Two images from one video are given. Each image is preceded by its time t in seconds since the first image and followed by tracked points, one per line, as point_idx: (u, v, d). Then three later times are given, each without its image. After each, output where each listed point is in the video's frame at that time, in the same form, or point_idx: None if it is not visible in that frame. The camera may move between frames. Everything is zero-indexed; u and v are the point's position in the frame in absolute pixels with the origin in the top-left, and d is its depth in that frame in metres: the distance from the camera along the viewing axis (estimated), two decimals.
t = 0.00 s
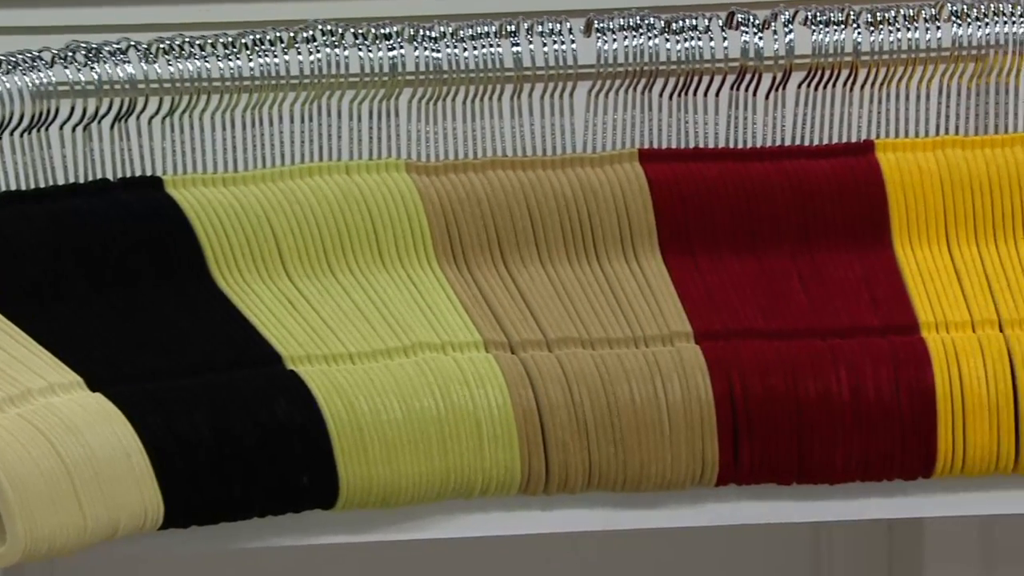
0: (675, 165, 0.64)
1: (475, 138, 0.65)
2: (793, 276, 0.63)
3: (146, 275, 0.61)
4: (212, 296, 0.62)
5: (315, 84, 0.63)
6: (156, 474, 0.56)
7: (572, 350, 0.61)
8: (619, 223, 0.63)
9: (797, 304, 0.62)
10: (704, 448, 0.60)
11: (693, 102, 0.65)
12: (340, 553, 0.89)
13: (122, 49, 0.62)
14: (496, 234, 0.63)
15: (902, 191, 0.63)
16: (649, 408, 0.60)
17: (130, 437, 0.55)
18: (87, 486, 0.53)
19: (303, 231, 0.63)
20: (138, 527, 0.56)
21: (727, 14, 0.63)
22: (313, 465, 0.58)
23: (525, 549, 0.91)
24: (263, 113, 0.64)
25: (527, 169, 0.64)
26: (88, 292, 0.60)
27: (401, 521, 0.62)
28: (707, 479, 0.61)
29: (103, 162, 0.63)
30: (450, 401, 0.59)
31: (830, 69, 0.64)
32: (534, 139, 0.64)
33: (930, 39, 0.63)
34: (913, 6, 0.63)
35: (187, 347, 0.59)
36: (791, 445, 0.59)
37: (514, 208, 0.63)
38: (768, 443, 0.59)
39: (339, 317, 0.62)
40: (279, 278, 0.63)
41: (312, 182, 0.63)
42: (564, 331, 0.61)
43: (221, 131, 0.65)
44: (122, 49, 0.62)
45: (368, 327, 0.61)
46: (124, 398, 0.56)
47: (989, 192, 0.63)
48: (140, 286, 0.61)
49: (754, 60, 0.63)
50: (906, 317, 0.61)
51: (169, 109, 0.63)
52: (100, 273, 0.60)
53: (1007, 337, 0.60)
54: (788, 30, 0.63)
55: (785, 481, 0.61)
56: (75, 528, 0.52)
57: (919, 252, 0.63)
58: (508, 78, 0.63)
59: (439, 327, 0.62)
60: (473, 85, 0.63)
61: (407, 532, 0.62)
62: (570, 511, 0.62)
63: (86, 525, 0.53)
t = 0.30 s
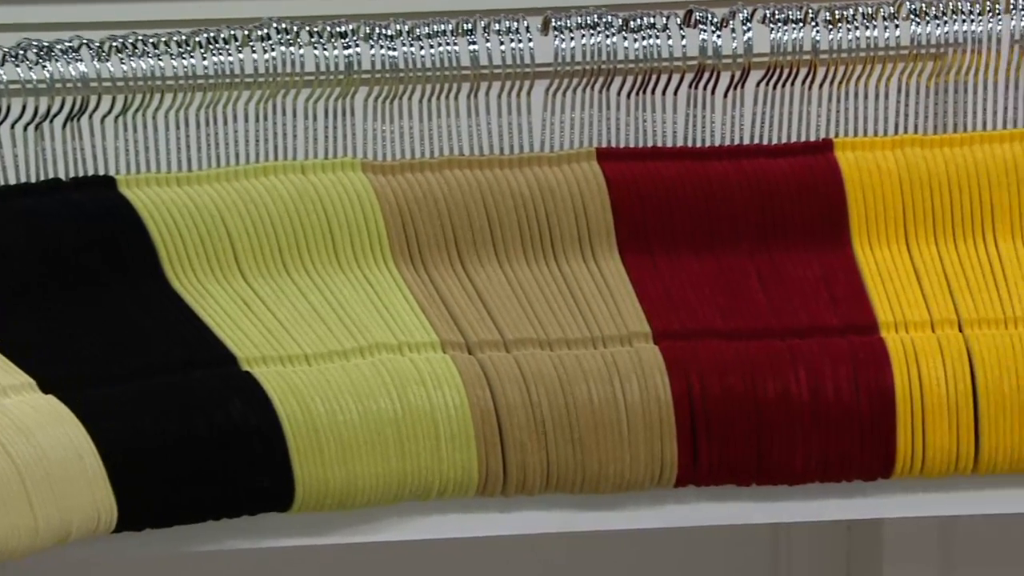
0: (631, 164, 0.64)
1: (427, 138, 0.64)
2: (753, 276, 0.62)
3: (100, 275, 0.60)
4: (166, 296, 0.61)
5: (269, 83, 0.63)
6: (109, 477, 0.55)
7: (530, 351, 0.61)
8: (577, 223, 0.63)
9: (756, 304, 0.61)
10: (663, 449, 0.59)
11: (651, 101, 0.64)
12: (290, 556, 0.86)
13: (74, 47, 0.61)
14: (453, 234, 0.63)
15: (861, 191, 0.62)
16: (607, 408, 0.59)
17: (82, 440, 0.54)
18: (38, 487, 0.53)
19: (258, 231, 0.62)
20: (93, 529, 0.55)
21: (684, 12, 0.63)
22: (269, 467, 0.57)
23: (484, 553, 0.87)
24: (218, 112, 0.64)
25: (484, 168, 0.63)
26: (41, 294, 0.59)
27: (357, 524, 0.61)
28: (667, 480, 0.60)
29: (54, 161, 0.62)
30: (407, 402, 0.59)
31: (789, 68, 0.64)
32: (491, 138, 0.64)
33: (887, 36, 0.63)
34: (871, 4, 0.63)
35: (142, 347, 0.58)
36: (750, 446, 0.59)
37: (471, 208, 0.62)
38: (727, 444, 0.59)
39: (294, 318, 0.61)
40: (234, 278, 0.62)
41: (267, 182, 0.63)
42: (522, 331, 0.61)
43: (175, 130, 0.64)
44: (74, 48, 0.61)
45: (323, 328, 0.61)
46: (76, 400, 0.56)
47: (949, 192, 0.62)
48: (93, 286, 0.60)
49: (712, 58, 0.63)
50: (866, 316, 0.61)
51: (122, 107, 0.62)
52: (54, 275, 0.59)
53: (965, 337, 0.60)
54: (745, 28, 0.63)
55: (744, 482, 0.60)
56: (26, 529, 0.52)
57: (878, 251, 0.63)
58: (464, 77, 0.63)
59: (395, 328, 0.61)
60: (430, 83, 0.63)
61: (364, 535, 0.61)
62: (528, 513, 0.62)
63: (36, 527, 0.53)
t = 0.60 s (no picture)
0: (586, 164, 0.63)
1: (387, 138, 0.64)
2: (710, 277, 0.62)
3: (50, 279, 0.60)
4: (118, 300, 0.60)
5: (223, 83, 0.62)
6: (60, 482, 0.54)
7: (486, 354, 0.60)
8: (534, 225, 0.62)
9: (713, 307, 0.61)
10: (620, 453, 0.59)
11: (608, 102, 0.64)
12: (251, 560, 0.85)
13: (25, 47, 0.61)
14: (410, 236, 0.62)
15: (818, 191, 0.62)
16: (565, 411, 0.59)
17: (33, 443, 0.54)
18: None
19: (212, 233, 0.61)
20: (45, 534, 0.55)
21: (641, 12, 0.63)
22: (223, 472, 0.57)
23: (450, 558, 0.87)
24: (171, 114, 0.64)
25: (440, 170, 0.63)
26: None
27: (313, 529, 0.61)
28: (625, 483, 0.60)
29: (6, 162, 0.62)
30: (362, 406, 0.58)
31: (746, 69, 0.64)
32: (446, 139, 0.63)
33: (844, 37, 0.63)
34: (828, 5, 0.63)
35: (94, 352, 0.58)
36: (709, 449, 0.59)
37: (427, 210, 0.62)
38: (685, 447, 0.59)
39: (248, 321, 0.61)
40: (187, 281, 0.61)
41: (221, 183, 0.62)
42: (478, 334, 0.60)
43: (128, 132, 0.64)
44: (24, 48, 0.61)
45: (278, 331, 0.60)
46: (27, 403, 0.56)
47: (907, 193, 0.62)
48: (44, 290, 0.60)
49: (669, 59, 0.63)
50: (824, 318, 0.60)
51: (73, 108, 0.62)
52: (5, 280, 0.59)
53: (923, 339, 0.60)
54: (702, 29, 0.63)
55: (702, 485, 0.60)
56: None
57: (836, 253, 0.62)
58: (420, 77, 0.63)
59: (351, 331, 0.60)
60: (385, 84, 0.63)
61: (321, 540, 0.61)
62: (485, 517, 0.61)
63: None
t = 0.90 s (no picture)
0: (546, 166, 0.62)
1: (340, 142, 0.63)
2: (671, 281, 0.62)
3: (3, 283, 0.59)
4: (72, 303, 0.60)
5: (179, 85, 0.62)
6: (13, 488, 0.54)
7: (445, 358, 0.60)
8: (494, 227, 0.62)
9: (673, 310, 0.60)
10: (580, 457, 0.59)
11: (567, 104, 0.64)
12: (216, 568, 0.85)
13: None
14: (369, 239, 0.62)
15: (779, 193, 0.62)
16: (523, 416, 0.58)
17: None
18: None
19: (168, 236, 0.61)
20: None
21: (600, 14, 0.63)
22: (178, 478, 0.56)
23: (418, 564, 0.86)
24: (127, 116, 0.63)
25: (398, 172, 0.62)
26: None
27: (270, 535, 0.60)
28: (586, 488, 0.59)
29: None
30: (319, 411, 0.58)
31: (706, 70, 0.64)
32: (404, 141, 0.63)
33: (806, 38, 0.63)
34: (788, 5, 0.63)
35: (46, 357, 0.57)
36: (669, 454, 0.58)
37: (385, 213, 0.61)
38: (644, 452, 0.58)
39: (204, 324, 0.60)
40: (142, 286, 0.61)
41: (177, 186, 0.61)
42: (437, 339, 0.60)
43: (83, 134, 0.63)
44: None
45: (234, 336, 0.60)
46: None
47: (868, 196, 0.62)
48: None
49: (628, 60, 0.63)
50: (784, 322, 0.60)
51: (27, 110, 0.61)
52: None
53: (884, 342, 0.60)
54: (662, 31, 0.63)
55: (663, 490, 0.60)
56: None
57: (798, 256, 0.62)
58: (378, 79, 0.63)
59: (308, 335, 0.60)
60: (343, 86, 0.63)
61: (278, 546, 0.60)
62: (444, 522, 0.60)
63: None
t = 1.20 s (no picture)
0: (508, 168, 0.62)
1: (303, 141, 0.63)
2: (634, 284, 0.61)
3: None
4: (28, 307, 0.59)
5: (138, 87, 0.62)
6: None
7: (406, 362, 0.59)
8: (455, 231, 0.61)
9: (636, 313, 0.60)
10: (543, 462, 0.58)
11: (529, 106, 0.63)
12: None
13: None
14: (329, 243, 0.61)
15: (742, 196, 0.61)
16: (485, 421, 0.58)
17: None
18: None
19: (126, 239, 0.60)
20: None
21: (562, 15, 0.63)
22: (136, 484, 0.56)
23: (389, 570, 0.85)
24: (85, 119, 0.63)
25: (359, 175, 0.62)
26: None
27: (228, 542, 0.59)
28: (549, 493, 0.59)
29: None
30: (279, 416, 0.57)
31: (669, 72, 0.63)
32: (364, 143, 0.62)
33: (768, 41, 0.63)
34: (751, 7, 0.63)
35: (3, 361, 0.56)
36: (631, 458, 0.58)
37: (346, 215, 0.61)
38: (606, 457, 0.58)
39: (162, 329, 0.59)
40: (99, 289, 0.60)
41: (136, 189, 0.61)
42: (398, 343, 0.59)
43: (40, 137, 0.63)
44: None
45: (192, 340, 0.59)
46: None
47: (831, 200, 0.62)
48: None
49: (590, 62, 0.63)
50: (748, 325, 0.60)
51: None
52: None
53: (847, 346, 0.59)
54: (624, 33, 0.63)
55: (626, 494, 0.59)
56: None
57: (761, 259, 0.62)
58: (338, 81, 0.62)
59: (267, 340, 0.59)
60: (303, 88, 0.63)
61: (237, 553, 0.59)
62: (406, 528, 0.60)
63: None
